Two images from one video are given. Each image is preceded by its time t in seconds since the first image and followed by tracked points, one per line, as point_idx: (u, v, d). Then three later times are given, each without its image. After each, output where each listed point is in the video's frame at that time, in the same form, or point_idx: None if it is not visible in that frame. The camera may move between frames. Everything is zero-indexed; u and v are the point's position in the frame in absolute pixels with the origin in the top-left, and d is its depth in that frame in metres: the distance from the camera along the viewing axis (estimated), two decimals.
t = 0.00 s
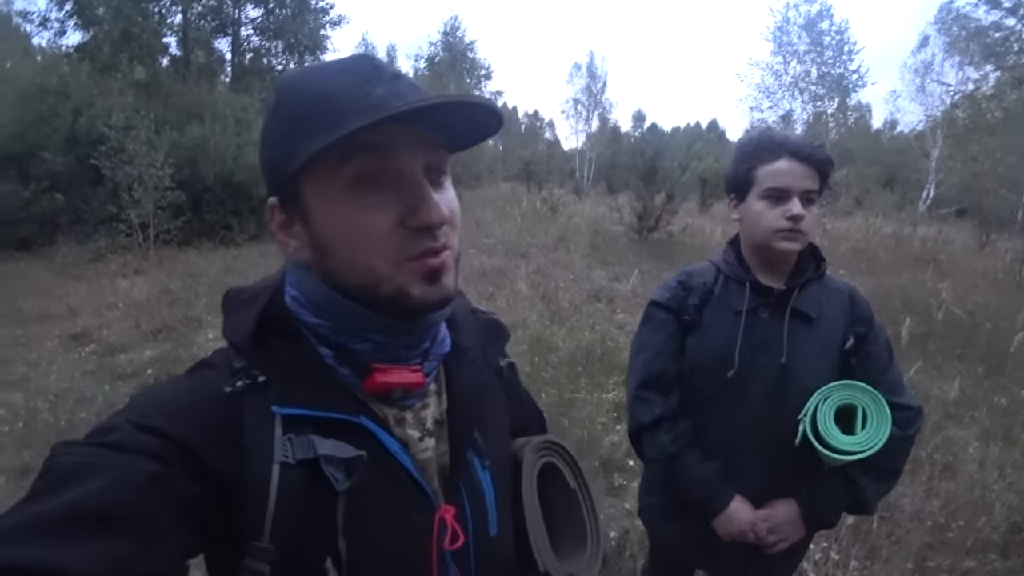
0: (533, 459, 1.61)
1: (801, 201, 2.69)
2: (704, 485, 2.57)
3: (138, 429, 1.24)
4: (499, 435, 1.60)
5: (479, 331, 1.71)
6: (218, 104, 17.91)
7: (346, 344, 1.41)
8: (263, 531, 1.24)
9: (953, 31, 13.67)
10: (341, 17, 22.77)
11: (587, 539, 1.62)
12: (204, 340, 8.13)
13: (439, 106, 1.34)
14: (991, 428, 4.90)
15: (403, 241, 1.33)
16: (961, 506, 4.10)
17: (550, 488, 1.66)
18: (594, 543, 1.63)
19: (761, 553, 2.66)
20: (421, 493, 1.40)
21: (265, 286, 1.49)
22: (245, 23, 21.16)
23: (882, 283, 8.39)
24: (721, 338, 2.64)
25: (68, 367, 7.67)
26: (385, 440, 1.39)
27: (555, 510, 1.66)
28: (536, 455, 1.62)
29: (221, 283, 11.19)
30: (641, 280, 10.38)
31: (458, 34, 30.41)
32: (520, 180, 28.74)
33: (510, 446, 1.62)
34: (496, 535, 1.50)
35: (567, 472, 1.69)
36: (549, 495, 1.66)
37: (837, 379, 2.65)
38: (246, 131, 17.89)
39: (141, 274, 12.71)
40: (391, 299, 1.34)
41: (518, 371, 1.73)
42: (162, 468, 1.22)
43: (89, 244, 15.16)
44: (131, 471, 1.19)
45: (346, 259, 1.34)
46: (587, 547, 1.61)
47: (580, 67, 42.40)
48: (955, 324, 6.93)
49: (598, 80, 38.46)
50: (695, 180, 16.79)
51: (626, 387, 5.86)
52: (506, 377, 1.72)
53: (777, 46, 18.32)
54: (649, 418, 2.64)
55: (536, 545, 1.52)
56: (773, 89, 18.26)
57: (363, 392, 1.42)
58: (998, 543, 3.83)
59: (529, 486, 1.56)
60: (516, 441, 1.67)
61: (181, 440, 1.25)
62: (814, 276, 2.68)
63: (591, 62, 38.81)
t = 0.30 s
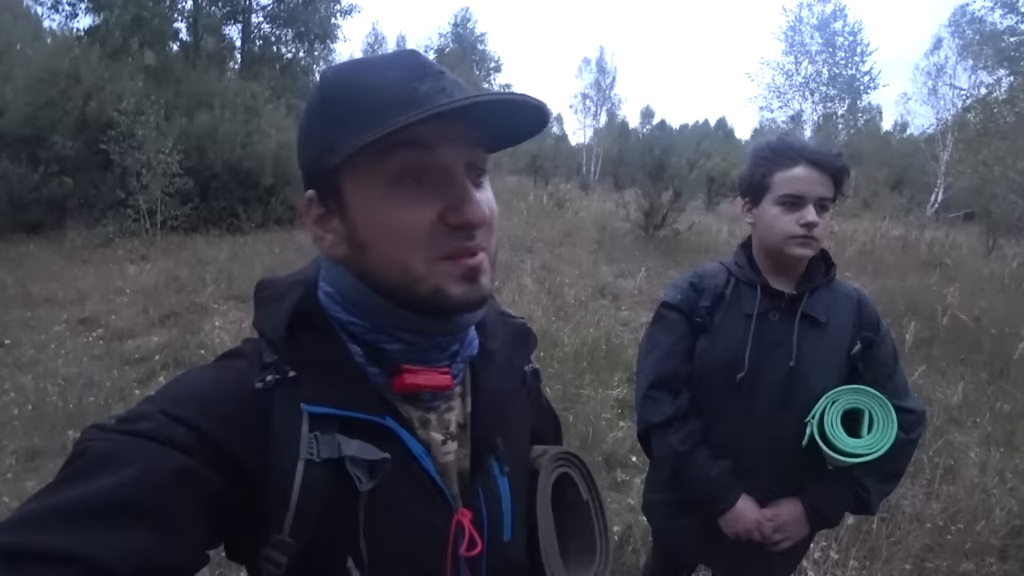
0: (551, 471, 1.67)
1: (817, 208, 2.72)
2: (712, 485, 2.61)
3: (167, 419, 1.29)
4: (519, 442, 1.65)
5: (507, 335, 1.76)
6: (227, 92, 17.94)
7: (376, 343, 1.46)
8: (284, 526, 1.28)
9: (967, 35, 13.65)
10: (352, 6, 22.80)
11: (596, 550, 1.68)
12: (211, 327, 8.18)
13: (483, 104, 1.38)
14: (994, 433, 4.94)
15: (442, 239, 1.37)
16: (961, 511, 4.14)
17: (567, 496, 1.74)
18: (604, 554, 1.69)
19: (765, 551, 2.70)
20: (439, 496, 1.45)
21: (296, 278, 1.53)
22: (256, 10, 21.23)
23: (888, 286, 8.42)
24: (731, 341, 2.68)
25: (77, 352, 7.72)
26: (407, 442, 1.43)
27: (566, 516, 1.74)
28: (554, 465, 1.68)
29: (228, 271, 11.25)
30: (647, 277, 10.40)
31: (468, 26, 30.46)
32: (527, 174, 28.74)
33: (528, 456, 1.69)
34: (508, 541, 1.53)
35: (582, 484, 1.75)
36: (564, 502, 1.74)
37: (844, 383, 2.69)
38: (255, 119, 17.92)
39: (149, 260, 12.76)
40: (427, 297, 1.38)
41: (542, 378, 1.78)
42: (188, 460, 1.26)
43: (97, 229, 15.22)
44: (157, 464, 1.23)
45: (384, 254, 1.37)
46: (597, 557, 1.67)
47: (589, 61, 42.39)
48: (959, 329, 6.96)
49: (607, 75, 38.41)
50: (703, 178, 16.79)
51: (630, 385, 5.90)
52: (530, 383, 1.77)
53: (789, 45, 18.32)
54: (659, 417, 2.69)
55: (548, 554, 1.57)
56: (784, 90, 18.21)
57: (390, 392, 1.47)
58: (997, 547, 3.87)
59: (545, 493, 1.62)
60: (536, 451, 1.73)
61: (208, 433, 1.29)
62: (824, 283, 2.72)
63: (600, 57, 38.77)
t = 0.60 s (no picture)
0: (558, 468, 1.70)
1: (819, 212, 2.74)
2: (711, 486, 2.63)
3: (167, 413, 1.29)
4: (521, 440, 1.67)
5: (511, 331, 1.79)
6: (228, 84, 17.95)
7: (374, 338, 1.47)
8: (282, 521, 1.29)
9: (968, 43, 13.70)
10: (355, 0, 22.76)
11: (606, 544, 1.71)
12: (208, 319, 8.17)
13: (488, 100, 1.39)
14: (988, 439, 4.97)
15: (444, 235, 1.38)
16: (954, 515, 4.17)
17: (574, 489, 1.78)
18: (612, 547, 1.72)
19: (762, 552, 2.72)
20: (439, 492, 1.47)
21: (298, 274, 1.57)
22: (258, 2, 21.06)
23: (885, 291, 8.45)
24: (732, 343, 2.69)
25: (72, 342, 7.71)
26: (407, 438, 1.45)
27: (575, 509, 1.76)
28: (561, 462, 1.72)
29: (226, 263, 11.23)
30: (646, 278, 10.42)
31: (471, 24, 30.50)
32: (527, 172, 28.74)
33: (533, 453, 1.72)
34: (510, 537, 1.57)
35: (588, 477, 1.79)
36: (573, 493, 1.77)
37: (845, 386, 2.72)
38: (255, 112, 17.90)
39: (146, 251, 12.72)
40: (428, 293, 1.39)
41: (544, 374, 1.81)
42: (188, 453, 1.26)
43: (94, 219, 15.18)
44: (157, 456, 1.22)
45: (385, 247, 1.37)
46: (605, 549, 1.70)
47: (591, 61, 42.44)
48: (955, 335, 7.00)
49: (608, 75, 38.44)
50: (703, 180, 16.80)
51: (627, 385, 5.92)
52: (533, 379, 1.81)
53: (791, 49, 18.35)
54: (660, 419, 2.71)
55: (556, 547, 1.60)
56: (785, 93, 18.16)
57: (391, 388, 1.48)
58: (989, 552, 3.90)
59: (553, 490, 1.65)
60: (542, 449, 1.76)
61: (209, 427, 1.30)
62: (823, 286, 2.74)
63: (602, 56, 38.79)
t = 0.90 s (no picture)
0: (554, 459, 1.73)
1: (812, 212, 2.77)
2: (705, 484, 2.66)
3: (168, 408, 1.32)
4: (517, 431, 1.70)
5: (504, 322, 1.82)
6: (223, 81, 17.95)
7: (365, 334, 1.49)
8: (280, 513, 1.31)
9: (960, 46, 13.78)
10: None
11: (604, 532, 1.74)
12: (201, 318, 8.17)
13: (470, 105, 1.39)
14: (978, 437, 5.01)
15: (427, 240, 1.40)
16: (945, 512, 4.21)
17: (571, 480, 1.81)
18: (610, 535, 1.75)
19: (755, 549, 2.76)
20: (436, 483, 1.49)
21: (289, 273, 1.59)
22: None
23: (877, 292, 8.50)
24: (725, 341, 2.72)
25: (63, 341, 7.70)
26: (401, 429, 1.47)
27: (573, 499, 1.80)
28: (557, 451, 1.75)
29: (219, 262, 11.22)
30: (640, 277, 10.46)
31: (467, 23, 30.57)
32: (521, 172, 28.74)
33: (529, 445, 1.75)
34: (507, 526, 1.59)
35: (584, 466, 1.82)
36: (569, 484, 1.80)
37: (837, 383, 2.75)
38: (249, 109, 17.89)
39: (138, 249, 12.69)
40: (414, 294, 1.41)
41: (539, 364, 1.84)
42: (188, 444, 1.28)
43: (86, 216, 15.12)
44: (157, 448, 1.24)
45: (370, 251, 1.39)
46: (603, 537, 1.73)
47: (587, 62, 42.56)
48: (946, 335, 7.06)
49: (604, 76, 38.50)
50: (698, 181, 16.85)
51: (621, 384, 5.95)
52: (528, 368, 1.84)
53: (785, 51, 18.44)
54: (653, 417, 2.73)
55: (556, 538, 1.63)
56: (779, 95, 18.26)
57: (384, 382, 1.50)
58: (978, 548, 3.94)
59: (549, 481, 1.68)
60: (539, 439, 1.79)
61: (209, 422, 1.32)
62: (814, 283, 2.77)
63: (597, 57, 38.88)
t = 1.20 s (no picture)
0: (547, 453, 1.76)
1: (792, 211, 2.82)
2: (695, 481, 2.69)
3: (166, 410, 1.31)
4: (510, 427, 1.72)
5: (493, 319, 1.84)
6: (205, 89, 17.90)
7: (355, 335, 1.50)
8: (279, 513, 1.31)
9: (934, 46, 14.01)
10: (332, 6, 22.80)
11: (598, 522, 1.77)
12: (187, 329, 8.11)
13: (444, 100, 1.41)
14: (961, 428, 5.09)
15: (412, 237, 1.41)
16: (932, 503, 4.27)
17: (565, 469, 1.84)
18: (604, 525, 1.78)
19: (746, 545, 2.79)
20: (431, 479, 1.51)
21: (279, 278, 1.60)
22: (235, 7, 21.11)
23: (860, 288, 8.61)
24: (710, 340, 2.77)
25: (46, 355, 7.63)
26: (396, 427, 1.48)
27: (565, 491, 1.83)
28: (550, 444, 1.78)
29: (204, 271, 11.16)
30: (627, 279, 10.51)
31: (450, 29, 30.65)
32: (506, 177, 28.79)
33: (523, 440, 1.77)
34: (502, 519, 1.61)
35: (576, 458, 1.85)
36: (562, 477, 1.83)
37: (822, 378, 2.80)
38: (232, 117, 17.85)
39: (121, 260, 12.60)
40: (402, 291, 1.43)
41: (529, 359, 1.87)
42: (188, 444, 1.28)
43: (67, 227, 14.97)
44: (158, 448, 1.23)
45: (357, 253, 1.41)
46: (598, 528, 1.76)
47: (570, 67, 42.80)
48: (928, 329, 7.16)
49: (587, 80, 38.69)
50: (682, 183, 16.95)
51: (610, 386, 5.99)
52: (517, 363, 1.87)
53: (765, 54, 18.64)
54: (642, 415, 2.76)
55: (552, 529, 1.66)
56: (760, 96, 18.55)
57: (377, 381, 1.52)
58: (965, 536, 4.00)
59: (542, 474, 1.70)
60: (531, 434, 1.82)
61: (208, 423, 1.31)
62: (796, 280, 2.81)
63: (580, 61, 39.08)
